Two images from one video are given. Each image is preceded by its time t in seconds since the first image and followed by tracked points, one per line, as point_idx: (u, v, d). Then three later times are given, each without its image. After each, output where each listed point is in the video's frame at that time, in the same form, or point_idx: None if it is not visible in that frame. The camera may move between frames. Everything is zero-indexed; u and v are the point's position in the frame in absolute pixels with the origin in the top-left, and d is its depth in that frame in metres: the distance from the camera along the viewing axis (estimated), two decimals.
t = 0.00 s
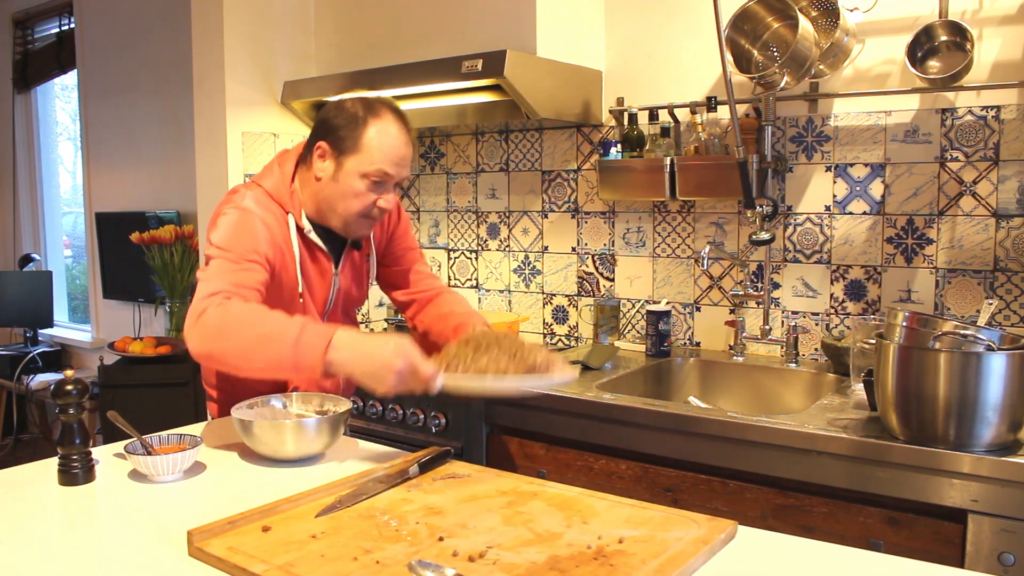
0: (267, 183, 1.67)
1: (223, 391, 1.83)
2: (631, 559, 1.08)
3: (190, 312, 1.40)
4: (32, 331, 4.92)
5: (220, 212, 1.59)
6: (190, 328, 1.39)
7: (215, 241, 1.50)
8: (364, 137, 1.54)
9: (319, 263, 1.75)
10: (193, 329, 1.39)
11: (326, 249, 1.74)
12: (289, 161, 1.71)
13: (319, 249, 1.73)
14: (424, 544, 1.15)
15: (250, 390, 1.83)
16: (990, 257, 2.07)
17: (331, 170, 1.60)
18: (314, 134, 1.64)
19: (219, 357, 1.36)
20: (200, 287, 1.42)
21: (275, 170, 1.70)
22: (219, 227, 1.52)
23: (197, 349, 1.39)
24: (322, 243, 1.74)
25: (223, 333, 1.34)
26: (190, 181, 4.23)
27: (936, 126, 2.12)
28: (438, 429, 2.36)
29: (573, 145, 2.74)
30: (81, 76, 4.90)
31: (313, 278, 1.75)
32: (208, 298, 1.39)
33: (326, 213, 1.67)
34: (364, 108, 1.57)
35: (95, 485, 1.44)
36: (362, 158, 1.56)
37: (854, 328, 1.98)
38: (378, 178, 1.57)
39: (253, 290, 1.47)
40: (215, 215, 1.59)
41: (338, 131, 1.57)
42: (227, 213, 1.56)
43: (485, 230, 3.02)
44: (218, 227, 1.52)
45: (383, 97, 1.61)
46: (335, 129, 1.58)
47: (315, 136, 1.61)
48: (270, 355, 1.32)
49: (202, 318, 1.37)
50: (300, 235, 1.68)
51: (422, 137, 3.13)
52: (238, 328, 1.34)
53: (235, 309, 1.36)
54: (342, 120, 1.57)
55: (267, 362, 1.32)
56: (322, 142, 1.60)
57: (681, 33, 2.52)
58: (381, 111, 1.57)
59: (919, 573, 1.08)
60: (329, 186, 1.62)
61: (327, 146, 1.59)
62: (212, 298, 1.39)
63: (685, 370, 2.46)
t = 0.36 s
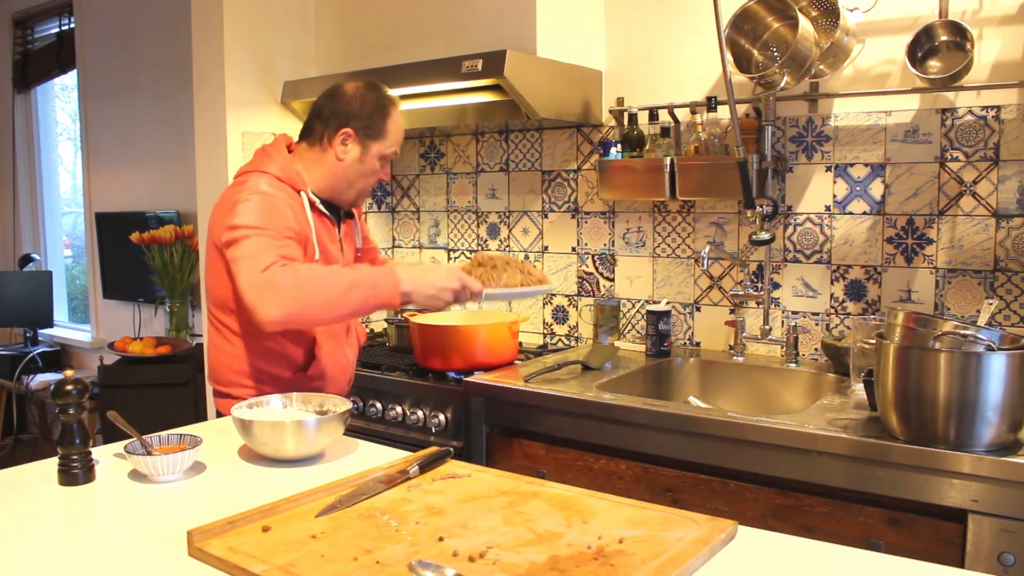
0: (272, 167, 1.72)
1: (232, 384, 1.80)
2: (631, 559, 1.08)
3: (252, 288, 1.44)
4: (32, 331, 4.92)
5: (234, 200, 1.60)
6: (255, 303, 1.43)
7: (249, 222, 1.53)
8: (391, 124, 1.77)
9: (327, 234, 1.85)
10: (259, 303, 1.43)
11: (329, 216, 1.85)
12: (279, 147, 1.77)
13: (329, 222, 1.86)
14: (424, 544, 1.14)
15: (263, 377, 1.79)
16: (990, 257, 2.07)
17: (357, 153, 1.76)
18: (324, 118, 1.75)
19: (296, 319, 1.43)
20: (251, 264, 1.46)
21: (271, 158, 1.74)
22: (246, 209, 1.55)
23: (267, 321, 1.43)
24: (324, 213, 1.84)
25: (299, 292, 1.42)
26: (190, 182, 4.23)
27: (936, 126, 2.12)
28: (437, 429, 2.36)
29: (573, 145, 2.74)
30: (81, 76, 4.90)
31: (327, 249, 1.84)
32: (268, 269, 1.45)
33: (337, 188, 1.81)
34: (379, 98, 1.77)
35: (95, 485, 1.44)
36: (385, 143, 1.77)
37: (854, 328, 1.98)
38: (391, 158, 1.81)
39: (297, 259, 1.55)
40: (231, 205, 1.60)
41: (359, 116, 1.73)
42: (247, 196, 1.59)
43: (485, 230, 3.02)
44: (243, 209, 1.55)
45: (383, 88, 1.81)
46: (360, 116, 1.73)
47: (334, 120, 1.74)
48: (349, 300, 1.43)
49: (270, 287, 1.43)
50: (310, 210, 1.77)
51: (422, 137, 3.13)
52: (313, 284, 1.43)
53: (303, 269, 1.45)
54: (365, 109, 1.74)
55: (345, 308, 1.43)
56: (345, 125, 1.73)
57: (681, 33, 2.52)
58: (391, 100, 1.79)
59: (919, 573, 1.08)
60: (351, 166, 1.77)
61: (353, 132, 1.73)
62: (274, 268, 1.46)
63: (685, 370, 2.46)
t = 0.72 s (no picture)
0: (287, 164, 1.91)
1: (249, 368, 1.94)
2: (631, 559, 1.08)
3: (320, 287, 1.69)
4: (32, 332, 4.92)
5: (269, 202, 1.79)
6: (324, 299, 1.69)
7: (297, 225, 1.76)
8: (379, 117, 1.99)
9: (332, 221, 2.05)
10: (328, 299, 1.70)
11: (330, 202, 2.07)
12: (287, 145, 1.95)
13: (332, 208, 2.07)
14: (424, 544, 1.14)
15: (279, 356, 1.93)
16: (990, 257, 2.07)
17: (350, 143, 1.97)
18: (317, 117, 1.96)
19: (356, 310, 1.73)
20: (314, 265, 1.71)
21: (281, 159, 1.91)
22: (290, 213, 1.77)
23: (334, 313, 1.71)
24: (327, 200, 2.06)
25: (361, 287, 1.72)
26: (190, 182, 4.23)
27: (936, 126, 2.12)
28: (437, 429, 2.36)
29: (573, 145, 2.74)
30: (81, 76, 4.90)
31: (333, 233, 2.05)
32: (332, 269, 1.72)
33: (335, 178, 2.01)
34: (365, 94, 1.98)
35: (95, 485, 1.44)
36: (374, 135, 1.99)
37: (854, 328, 1.98)
38: (380, 149, 2.03)
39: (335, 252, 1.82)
40: (266, 208, 1.79)
41: (352, 111, 1.95)
42: (281, 199, 1.79)
43: (485, 230, 3.02)
44: (284, 212, 1.77)
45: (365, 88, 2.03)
46: (350, 111, 1.94)
47: (330, 116, 1.94)
48: (394, 292, 1.78)
49: (337, 284, 1.70)
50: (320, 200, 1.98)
51: (423, 137, 3.13)
52: (370, 280, 1.74)
53: (359, 267, 1.75)
54: (354, 105, 1.95)
55: (389, 299, 1.78)
56: (340, 120, 1.95)
57: (681, 33, 2.52)
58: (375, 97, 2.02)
59: (919, 573, 1.08)
60: (346, 156, 1.98)
61: (347, 125, 1.95)
62: (334, 267, 1.73)
63: (685, 369, 2.46)
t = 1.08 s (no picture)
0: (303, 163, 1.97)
1: (259, 358, 1.97)
2: (631, 559, 1.08)
3: (343, 294, 1.81)
4: (32, 331, 4.92)
5: (294, 203, 1.86)
6: (346, 305, 1.81)
7: (323, 230, 1.85)
8: (381, 120, 2.05)
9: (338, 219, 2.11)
10: (350, 305, 1.81)
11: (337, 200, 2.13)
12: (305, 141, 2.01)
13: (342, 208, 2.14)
14: (424, 544, 1.14)
15: (289, 348, 1.98)
16: (990, 257, 2.07)
17: (353, 145, 2.03)
18: (321, 119, 2.02)
19: (371, 318, 1.86)
20: (340, 272, 1.81)
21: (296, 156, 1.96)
22: (316, 218, 1.86)
23: (350, 318, 1.83)
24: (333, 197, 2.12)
25: (379, 298, 1.86)
26: (190, 182, 4.23)
27: (936, 126, 2.11)
28: (437, 429, 2.36)
29: (573, 145, 2.74)
30: (81, 76, 4.90)
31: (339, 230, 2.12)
32: (355, 279, 1.83)
33: (340, 177, 2.08)
34: (366, 96, 2.04)
35: (95, 485, 1.44)
36: (376, 137, 2.06)
37: (854, 328, 1.98)
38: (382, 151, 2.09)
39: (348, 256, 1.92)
40: (291, 208, 1.85)
41: (357, 115, 2.01)
42: (305, 200, 1.87)
43: (485, 230, 3.02)
44: (309, 214, 1.85)
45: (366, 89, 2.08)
46: (353, 114, 2.01)
47: (335, 119, 2.01)
48: (403, 306, 1.93)
49: (359, 293, 1.82)
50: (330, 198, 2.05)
51: (422, 137, 3.14)
52: (386, 293, 1.88)
53: (377, 280, 1.88)
54: (356, 107, 2.01)
55: (400, 313, 1.93)
56: (344, 123, 2.01)
57: (681, 33, 2.52)
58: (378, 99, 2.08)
59: (919, 573, 1.08)
60: (349, 157, 2.04)
61: (350, 127, 2.01)
62: (356, 275, 1.84)
63: (685, 369, 2.46)
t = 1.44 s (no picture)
0: (309, 157, 1.98)
1: (262, 352, 1.98)
2: (631, 559, 1.08)
3: (351, 282, 1.81)
4: (32, 331, 4.92)
5: (300, 195, 1.87)
6: (354, 293, 1.81)
7: (330, 221, 1.86)
8: (388, 124, 2.05)
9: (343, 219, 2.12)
10: (358, 294, 1.82)
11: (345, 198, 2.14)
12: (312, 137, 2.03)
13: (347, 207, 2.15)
14: (424, 544, 1.14)
15: (291, 343, 1.97)
16: (990, 257, 2.07)
17: (358, 146, 2.04)
18: (330, 120, 2.04)
19: (379, 308, 1.86)
20: (347, 260, 1.82)
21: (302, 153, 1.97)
22: (323, 209, 1.87)
23: (358, 308, 1.83)
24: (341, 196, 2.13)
25: (387, 288, 1.86)
26: (190, 182, 4.23)
27: (936, 126, 2.11)
28: (437, 429, 2.36)
29: (573, 145, 2.74)
30: (81, 76, 4.90)
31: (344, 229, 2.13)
32: (363, 268, 1.84)
33: (345, 178, 2.08)
34: (375, 100, 2.05)
35: (95, 485, 1.44)
36: (382, 140, 2.06)
37: (854, 328, 1.98)
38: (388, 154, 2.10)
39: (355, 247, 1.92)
40: (297, 200, 1.87)
41: (365, 117, 2.02)
42: (310, 191, 1.88)
43: (485, 230, 3.02)
44: (314, 204, 1.86)
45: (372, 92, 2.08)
46: (360, 116, 2.01)
47: (342, 120, 2.02)
48: (411, 297, 1.93)
49: (366, 282, 1.83)
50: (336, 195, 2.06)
51: (422, 137, 3.13)
52: (395, 284, 1.88)
53: (385, 270, 1.88)
54: (364, 109, 2.02)
55: (409, 304, 1.93)
56: (350, 124, 2.02)
57: (681, 33, 2.52)
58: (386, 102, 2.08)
59: (919, 573, 1.08)
60: (354, 158, 2.05)
61: (356, 129, 2.02)
62: (363, 264, 1.84)
63: (685, 369, 2.46)
